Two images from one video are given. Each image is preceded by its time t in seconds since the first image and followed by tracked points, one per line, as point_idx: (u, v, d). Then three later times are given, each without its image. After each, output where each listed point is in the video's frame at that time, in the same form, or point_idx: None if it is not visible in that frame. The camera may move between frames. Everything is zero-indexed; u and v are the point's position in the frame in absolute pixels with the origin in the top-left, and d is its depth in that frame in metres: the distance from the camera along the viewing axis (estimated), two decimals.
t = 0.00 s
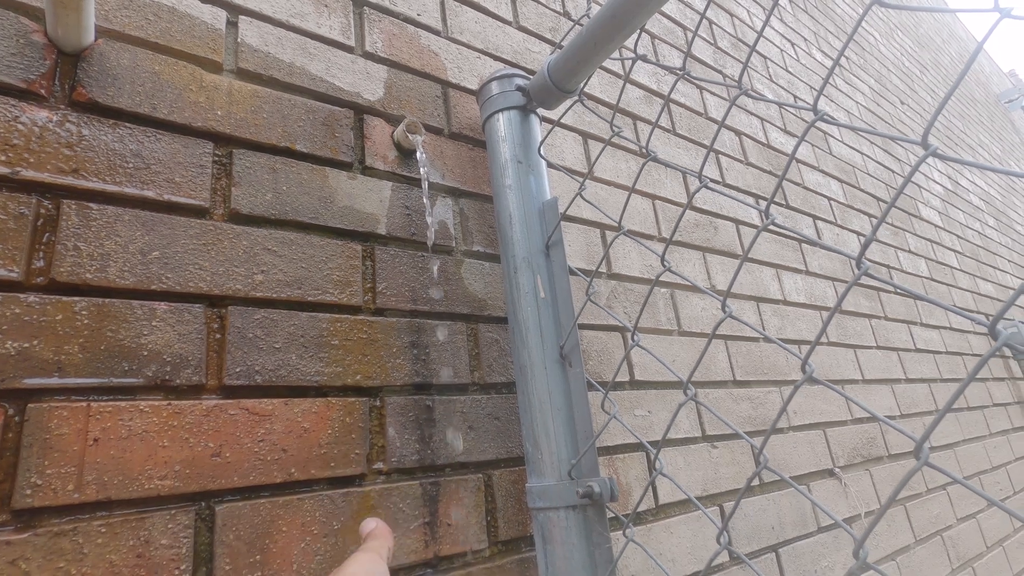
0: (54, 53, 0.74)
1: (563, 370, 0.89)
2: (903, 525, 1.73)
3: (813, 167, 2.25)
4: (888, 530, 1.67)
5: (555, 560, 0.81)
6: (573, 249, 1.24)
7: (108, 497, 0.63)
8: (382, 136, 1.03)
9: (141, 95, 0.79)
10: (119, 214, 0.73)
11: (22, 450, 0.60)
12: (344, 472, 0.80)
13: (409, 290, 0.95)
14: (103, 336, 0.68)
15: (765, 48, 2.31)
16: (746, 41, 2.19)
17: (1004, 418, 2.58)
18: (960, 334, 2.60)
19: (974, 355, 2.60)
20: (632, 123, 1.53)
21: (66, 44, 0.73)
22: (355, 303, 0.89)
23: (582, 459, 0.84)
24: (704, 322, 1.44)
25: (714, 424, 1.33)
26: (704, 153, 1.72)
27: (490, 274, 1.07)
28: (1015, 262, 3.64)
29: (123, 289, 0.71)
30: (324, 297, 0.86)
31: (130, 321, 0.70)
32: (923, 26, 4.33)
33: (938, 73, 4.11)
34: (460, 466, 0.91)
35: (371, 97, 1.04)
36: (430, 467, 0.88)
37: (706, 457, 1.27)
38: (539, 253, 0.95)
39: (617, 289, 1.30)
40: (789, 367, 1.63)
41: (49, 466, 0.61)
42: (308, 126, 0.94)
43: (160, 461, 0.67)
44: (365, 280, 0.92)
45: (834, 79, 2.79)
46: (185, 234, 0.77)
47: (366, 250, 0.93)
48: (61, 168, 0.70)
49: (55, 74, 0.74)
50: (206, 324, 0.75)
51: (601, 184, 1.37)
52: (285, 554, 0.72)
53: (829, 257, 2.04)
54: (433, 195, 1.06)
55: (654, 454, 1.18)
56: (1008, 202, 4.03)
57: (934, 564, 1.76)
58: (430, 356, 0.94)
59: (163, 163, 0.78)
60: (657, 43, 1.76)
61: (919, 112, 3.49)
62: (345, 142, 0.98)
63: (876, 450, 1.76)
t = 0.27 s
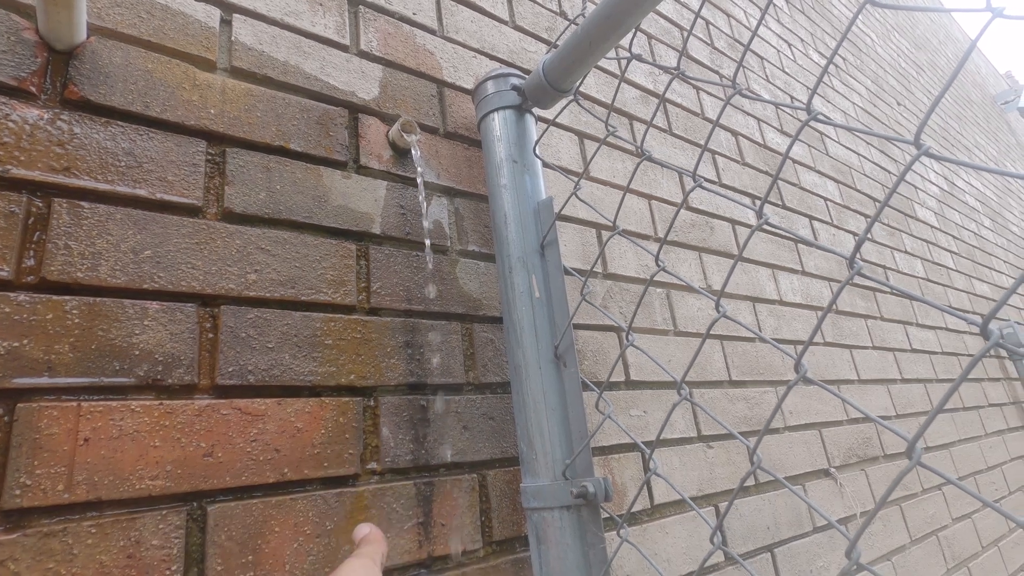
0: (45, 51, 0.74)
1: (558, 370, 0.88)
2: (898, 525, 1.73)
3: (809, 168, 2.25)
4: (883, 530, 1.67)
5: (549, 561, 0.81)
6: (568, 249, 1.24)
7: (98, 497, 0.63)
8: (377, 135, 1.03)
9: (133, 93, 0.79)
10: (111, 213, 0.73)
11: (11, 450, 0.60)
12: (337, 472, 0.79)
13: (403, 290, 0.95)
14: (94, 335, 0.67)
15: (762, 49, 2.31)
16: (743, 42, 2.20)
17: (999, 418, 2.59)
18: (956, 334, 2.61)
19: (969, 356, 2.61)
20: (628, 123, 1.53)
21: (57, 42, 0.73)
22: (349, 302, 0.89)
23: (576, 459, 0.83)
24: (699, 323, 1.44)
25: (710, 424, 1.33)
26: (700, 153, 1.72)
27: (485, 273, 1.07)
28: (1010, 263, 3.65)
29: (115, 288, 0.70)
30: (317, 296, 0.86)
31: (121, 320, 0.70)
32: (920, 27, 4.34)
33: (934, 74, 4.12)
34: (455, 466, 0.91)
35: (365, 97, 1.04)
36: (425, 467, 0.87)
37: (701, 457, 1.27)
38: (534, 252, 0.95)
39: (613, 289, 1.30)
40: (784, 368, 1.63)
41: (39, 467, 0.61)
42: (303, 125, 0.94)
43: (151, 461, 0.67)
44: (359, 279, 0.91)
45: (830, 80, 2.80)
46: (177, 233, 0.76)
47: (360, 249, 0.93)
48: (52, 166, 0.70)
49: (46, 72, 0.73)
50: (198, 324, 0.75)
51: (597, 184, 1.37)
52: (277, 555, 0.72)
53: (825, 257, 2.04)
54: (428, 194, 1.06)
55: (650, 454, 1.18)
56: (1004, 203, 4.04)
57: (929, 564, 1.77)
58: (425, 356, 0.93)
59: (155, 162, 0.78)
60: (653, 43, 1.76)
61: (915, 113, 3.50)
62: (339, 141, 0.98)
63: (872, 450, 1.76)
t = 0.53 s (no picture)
0: (36, 48, 0.73)
1: (552, 370, 0.88)
2: (892, 524, 1.74)
3: (805, 169, 2.26)
4: (877, 529, 1.68)
5: (543, 560, 0.81)
6: (564, 248, 1.24)
7: (89, 497, 0.63)
8: (372, 134, 1.03)
9: (125, 91, 0.78)
10: (102, 211, 0.72)
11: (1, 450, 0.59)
12: (330, 472, 0.79)
13: (398, 289, 0.95)
14: (85, 334, 0.67)
15: (758, 50, 2.31)
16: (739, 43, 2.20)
17: (994, 418, 2.60)
18: (950, 334, 2.62)
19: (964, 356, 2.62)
20: (623, 123, 1.53)
21: (49, 39, 0.73)
22: (342, 302, 0.88)
23: (571, 459, 0.83)
24: (695, 323, 1.44)
25: (705, 424, 1.33)
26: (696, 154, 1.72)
27: (480, 273, 1.07)
28: (1005, 264, 3.67)
29: (106, 286, 0.70)
30: (311, 295, 0.85)
31: (113, 319, 0.69)
32: (915, 29, 4.36)
33: (930, 75, 4.13)
34: (449, 466, 0.91)
35: (360, 96, 1.04)
36: (418, 467, 0.87)
37: (696, 457, 1.27)
38: (529, 252, 0.95)
39: (608, 289, 1.30)
40: (779, 368, 1.63)
41: (28, 467, 0.60)
42: (297, 124, 0.94)
43: (143, 460, 0.66)
44: (353, 279, 0.91)
45: (826, 81, 2.81)
46: (170, 232, 0.76)
47: (354, 249, 0.93)
48: (43, 164, 0.69)
49: (38, 70, 0.73)
50: (191, 323, 0.75)
51: (592, 184, 1.37)
52: (269, 555, 0.71)
53: (821, 257, 2.05)
54: (423, 194, 1.06)
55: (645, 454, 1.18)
56: (999, 205, 4.06)
57: (923, 564, 1.77)
58: (419, 355, 0.93)
59: (147, 160, 0.77)
60: (650, 43, 1.76)
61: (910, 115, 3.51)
62: (334, 140, 0.98)
63: (866, 450, 1.77)
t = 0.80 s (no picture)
0: (33, 46, 0.73)
1: (548, 368, 0.89)
2: (888, 524, 1.74)
3: (801, 169, 2.27)
4: (873, 529, 1.68)
5: (539, 558, 0.81)
6: (560, 248, 1.24)
7: (85, 495, 0.63)
8: (369, 133, 1.03)
9: (122, 90, 0.78)
10: (99, 209, 0.72)
11: None
12: (326, 471, 0.79)
13: (394, 288, 0.95)
14: (82, 332, 0.67)
15: (755, 50, 2.32)
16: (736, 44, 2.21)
17: (989, 418, 2.61)
18: (946, 334, 2.63)
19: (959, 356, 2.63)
20: (620, 123, 1.54)
21: (46, 37, 0.73)
22: (339, 301, 0.88)
23: (567, 457, 0.84)
24: (691, 322, 1.45)
25: (701, 423, 1.34)
26: (693, 154, 1.73)
27: (476, 272, 1.07)
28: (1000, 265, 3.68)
29: (103, 285, 0.70)
30: (308, 294, 0.85)
31: (109, 317, 0.69)
32: (912, 30, 4.37)
33: (926, 77, 4.15)
34: (445, 464, 0.91)
35: (357, 95, 1.04)
36: (415, 465, 0.87)
37: (692, 456, 1.28)
38: (525, 251, 0.95)
39: (605, 288, 1.30)
40: (775, 368, 1.64)
41: (24, 464, 0.60)
42: (294, 123, 0.94)
43: (139, 458, 0.66)
44: (350, 278, 0.91)
45: (824, 81, 2.81)
46: (166, 230, 0.76)
47: (351, 248, 0.93)
48: (39, 163, 0.69)
49: (34, 68, 0.73)
50: (187, 321, 0.75)
51: (589, 183, 1.38)
52: (265, 553, 0.71)
53: (817, 257, 2.06)
54: (420, 193, 1.06)
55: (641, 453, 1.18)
56: (995, 205, 4.07)
57: (918, 563, 1.78)
58: (416, 354, 0.93)
59: (144, 159, 0.77)
60: (647, 44, 1.77)
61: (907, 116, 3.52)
62: (331, 139, 0.98)
63: (862, 449, 1.77)
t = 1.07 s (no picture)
0: (25, 45, 0.73)
1: (541, 367, 0.89)
2: (882, 523, 1.75)
3: (797, 170, 2.27)
4: (867, 528, 1.69)
5: (531, 557, 0.81)
6: (555, 247, 1.24)
7: (75, 494, 0.63)
8: (363, 132, 1.03)
9: (115, 89, 0.79)
10: (91, 208, 0.72)
11: None
12: (319, 469, 0.79)
13: (388, 287, 0.95)
14: (73, 331, 0.67)
15: (751, 51, 2.33)
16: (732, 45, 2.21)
17: (984, 418, 2.62)
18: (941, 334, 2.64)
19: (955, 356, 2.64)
20: (615, 123, 1.54)
21: (39, 36, 0.73)
22: (332, 300, 0.89)
23: (559, 456, 0.84)
24: (685, 322, 1.45)
25: (696, 423, 1.34)
26: (688, 155, 1.73)
27: (470, 272, 1.07)
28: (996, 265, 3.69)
29: (95, 284, 0.70)
30: (301, 293, 0.86)
31: (101, 316, 0.69)
32: (909, 31, 4.38)
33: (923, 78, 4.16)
34: (438, 463, 0.91)
35: (351, 95, 1.04)
36: (408, 464, 0.87)
37: (686, 456, 1.28)
38: (519, 250, 0.95)
39: (599, 288, 1.30)
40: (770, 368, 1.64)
41: (14, 463, 0.60)
42: (288, 122, 0.94)
43: (131, 457, 0.67)
44: (343, 277, 0.91)
45: (820, 82, 2.82)
46: (159, 230, 0.76)
47: (345, 247, 0.93)
48: (32, 162, 0.70)
49: (26, 67, 0.73)
50: (179, 320, 0.75)
51: (584, 183, 1.38)
52: (257, 552, 0.72)
53: (813, 258, 2.06)
54: (414, 193, 1.06)
55: (635, 452, 1.19)
56: (991, 206, 4.09)
57: (913, 562, 1.79)
58: (409, 353, 0.94)
59: (137, 158, 0.77)
60: (642, 44, 1.77)
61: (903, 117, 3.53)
62: (325, 138, 0.98)
63: (857, 449, 1.78)
